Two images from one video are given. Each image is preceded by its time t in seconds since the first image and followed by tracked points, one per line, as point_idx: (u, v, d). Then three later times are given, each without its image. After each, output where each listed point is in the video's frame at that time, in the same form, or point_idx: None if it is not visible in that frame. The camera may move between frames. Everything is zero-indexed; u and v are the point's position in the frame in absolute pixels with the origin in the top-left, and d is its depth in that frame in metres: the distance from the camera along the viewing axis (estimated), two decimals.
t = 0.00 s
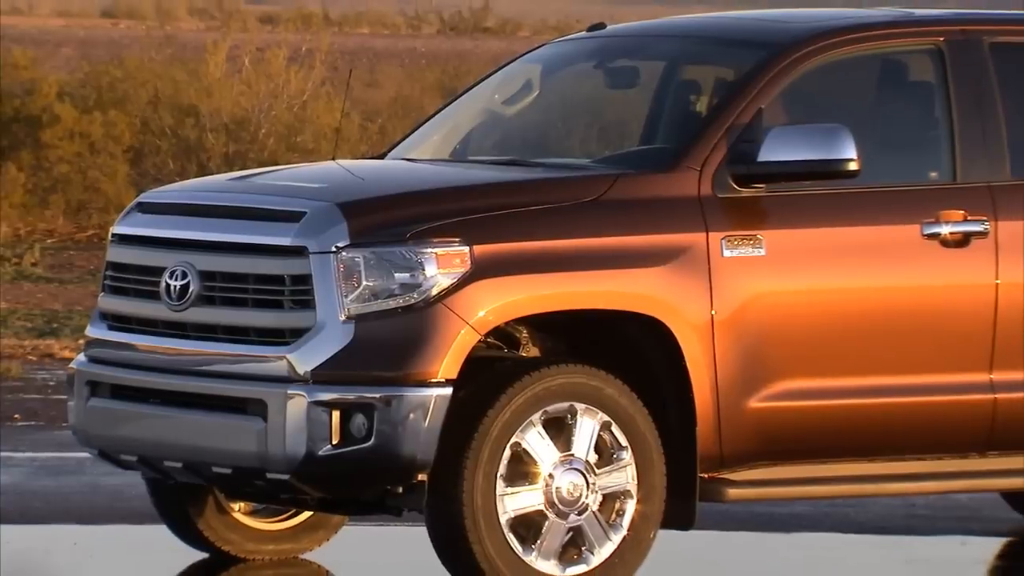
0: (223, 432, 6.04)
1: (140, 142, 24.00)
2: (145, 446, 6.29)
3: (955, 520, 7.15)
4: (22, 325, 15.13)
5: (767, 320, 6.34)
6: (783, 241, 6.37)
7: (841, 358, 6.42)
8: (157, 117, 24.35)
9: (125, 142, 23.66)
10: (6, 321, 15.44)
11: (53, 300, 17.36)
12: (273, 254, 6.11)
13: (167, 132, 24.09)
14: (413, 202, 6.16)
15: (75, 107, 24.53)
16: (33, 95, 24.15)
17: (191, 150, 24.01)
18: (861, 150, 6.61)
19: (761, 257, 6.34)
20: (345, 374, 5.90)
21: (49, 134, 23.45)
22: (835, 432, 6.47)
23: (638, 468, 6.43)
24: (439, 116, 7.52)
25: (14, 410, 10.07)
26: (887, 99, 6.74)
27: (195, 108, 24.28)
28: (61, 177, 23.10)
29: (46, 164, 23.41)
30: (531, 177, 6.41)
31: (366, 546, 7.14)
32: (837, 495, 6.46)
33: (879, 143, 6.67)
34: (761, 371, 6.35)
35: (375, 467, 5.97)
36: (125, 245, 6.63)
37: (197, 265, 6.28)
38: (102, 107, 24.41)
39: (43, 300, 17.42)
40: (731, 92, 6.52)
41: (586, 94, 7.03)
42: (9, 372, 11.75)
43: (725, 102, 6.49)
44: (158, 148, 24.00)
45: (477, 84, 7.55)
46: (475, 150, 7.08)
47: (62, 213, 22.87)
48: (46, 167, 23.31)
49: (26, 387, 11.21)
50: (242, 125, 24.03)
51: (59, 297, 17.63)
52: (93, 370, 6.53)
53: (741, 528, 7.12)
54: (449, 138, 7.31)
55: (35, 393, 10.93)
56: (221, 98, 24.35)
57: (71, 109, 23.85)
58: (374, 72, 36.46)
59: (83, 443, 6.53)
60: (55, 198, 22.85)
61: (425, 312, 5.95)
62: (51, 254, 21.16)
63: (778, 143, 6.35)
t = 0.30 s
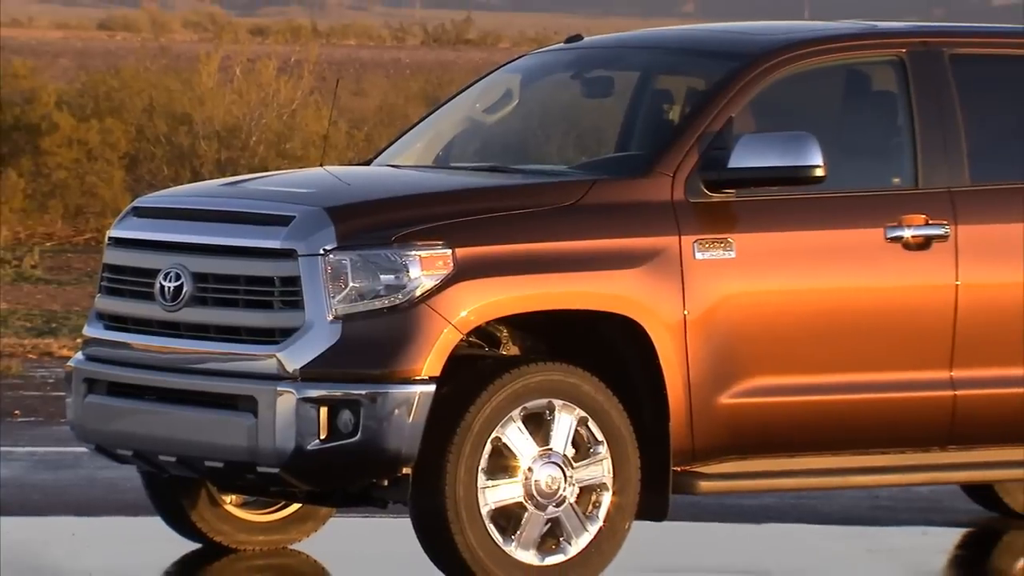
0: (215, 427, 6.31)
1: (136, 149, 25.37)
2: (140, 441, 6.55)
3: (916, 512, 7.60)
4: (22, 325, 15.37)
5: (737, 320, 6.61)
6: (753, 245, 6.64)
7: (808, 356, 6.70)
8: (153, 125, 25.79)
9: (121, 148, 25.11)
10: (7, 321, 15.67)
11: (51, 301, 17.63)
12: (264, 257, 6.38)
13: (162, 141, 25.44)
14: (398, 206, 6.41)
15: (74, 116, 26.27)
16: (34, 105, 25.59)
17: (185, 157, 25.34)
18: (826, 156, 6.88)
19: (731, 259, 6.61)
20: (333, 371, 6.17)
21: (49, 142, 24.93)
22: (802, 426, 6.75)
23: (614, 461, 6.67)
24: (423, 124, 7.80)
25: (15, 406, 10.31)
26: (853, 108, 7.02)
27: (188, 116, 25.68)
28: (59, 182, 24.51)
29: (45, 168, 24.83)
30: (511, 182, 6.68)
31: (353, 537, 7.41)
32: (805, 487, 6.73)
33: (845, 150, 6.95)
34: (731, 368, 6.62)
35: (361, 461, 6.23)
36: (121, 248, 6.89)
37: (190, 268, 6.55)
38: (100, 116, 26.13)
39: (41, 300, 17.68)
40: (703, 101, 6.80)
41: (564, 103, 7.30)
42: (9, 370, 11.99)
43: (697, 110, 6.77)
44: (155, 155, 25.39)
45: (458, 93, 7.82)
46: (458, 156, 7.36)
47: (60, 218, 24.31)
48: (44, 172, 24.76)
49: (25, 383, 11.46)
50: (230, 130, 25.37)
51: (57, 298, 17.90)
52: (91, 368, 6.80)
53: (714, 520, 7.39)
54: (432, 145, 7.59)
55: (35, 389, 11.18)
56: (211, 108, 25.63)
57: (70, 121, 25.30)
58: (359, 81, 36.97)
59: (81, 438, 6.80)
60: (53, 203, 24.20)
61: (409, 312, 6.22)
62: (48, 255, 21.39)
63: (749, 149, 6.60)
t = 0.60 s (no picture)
0: (210, 423, 6.59)
1: (134, 156, 25.55)
2: (138, 436, 6.84)
3: (883, 505, 8.00)
4: (23, 325, 15.62)
5: (710, 321, 6.90)
6: (725, 248, 6.93)
7: (778, 355, 7.00)
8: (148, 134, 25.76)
9: (119, 156, 25.29)
10: (9, 321, 15.93)
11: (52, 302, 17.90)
12: (257, 260, 6.66)
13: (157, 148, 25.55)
14: (385, 212, 6.70)
15: (74, 124, 26.44)
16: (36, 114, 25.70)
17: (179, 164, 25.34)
18: (795, 164, 7.17)
19: (704, 262, 6.89)
20: (323, 370, 6.46)
21: (50, 148, 25.27)
22: (772, 422, 7.04)
23: (592, 456, 6.93)
24: (409, 134, 8.10)
25: (17, 403, 10.57)
26: (820, 118, 7.32)
27: (183, 125, 25.70)
28: (59, 187, 24.79)
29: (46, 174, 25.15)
30: (493, 189, 6.96)
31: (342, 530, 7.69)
32: (774, 481, 7.03)
33: (814, 157, 7.24)
34: (705, 367, 6.91)
35: (350, 456, 6.51)
36: (119, 252, 7.18)
37: (185, 271, 6.84)
38: (99, 125, 26.21)
39: (43, 302, 17.96)
40: (677, 111, 7.09)
41: (544, 113, 7.60)
42: (12, 368, 12.23)
43: (671, 120, 7.06)
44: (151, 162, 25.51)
45: (443, 104, 8.12)
46: (442, 163, 7.65)
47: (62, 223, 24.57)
48: (45, 177, 25.10)
49: (27, 381, 11.71)
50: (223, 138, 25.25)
51: (59, 299, 18.16)
52: (90, 366, 7.09)
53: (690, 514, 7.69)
54: (418, 153, 7.88)
55: (36, 387, 11.42)
56: (207, 115, 25.59)
57: (71, 129, 25.63)
58: (348, 92, 37.31)
59: (81, 434, 7.09)
60: (54, 208, 24.51)
61: (396, 312, 6.50)
62: (50, 259, 21.63)
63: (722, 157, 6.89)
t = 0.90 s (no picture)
0: (208, 420, 6.88)
1: (134, 164, 25.21)
2: (138, 432, 7.13)
3: (854, 498, 8.31)
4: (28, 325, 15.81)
5: (687, 321, 7.18)
6: (702, 252, 7.21)
7: (752, 354, 7.29)
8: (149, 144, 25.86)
9: (120, 164, 24.71)
10: (14, 322, 16.03)
11: (56, 304, 18.16)
12: (252, 263, 6.94)
13: (156, 156, 25.53)
14: (375, 217, 6.98)
15: (78, 132, 25.98)
16: (39, 123, 24.95)
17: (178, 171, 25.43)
18: (768, 170, 7.46)
19: (682, 265, 7.18)
20: (316, 369, 6.74)
21: (53, 156, 24.33)
22: (747, 419, 7.33)
23: (574, 451, 7.22)
24: (399, 143, 8.39)
25: (21, 400, 10.80)
26: (793, 126, 7.61)
27: (182, 134, 25.83)
28: (63, 195, 23.83)
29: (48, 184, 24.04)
30: (479, 194, 7.24)
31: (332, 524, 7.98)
32: (749, 474, 7.32)
33: (788, 163, 7.53)
34: (682, 366, 7.19)
35: (341, 452, 6.80)
36: (119, 255, 7.46)
37: (183, 273, 7.12)
38: (100, 133, 25.94)
39: (47, 303, 18.22)
40: (656, 120, 7.38)
41: (528, 122, 7.89)
42: (17, 368, 12.45)
43: (650, 128, 7.35)
44: (150, 169, 25.35)
45: (431, 112, 8.41)
46: (430, 170, 7.94)
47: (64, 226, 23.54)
48: (49, 185, 24.01)
49: (30, 380, 11.96)
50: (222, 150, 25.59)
51: (62, 301, 18.42)
52: (91, 365, 7.37)
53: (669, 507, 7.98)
54: (406, 160, 8.17)
55: (39, 385, 11.67)
56: (203, 126, 25.86)
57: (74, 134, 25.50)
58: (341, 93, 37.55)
59: (82, 430, 7.38)
60: (58, 214, 23.53)
61: (386, 313, 6.78)
62: (55, 261, 21.88)
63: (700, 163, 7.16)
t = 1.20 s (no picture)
0: (207, 416, 7.19)
1: (136, 170, 25.52)
2: (139, 428, 7.43)
3: (829, 492, 8.62)
4: (33, 325, 16.08)
5: (667, 321, 7.48)
6: (681, 254, 7.51)
7: (730, 353, 7.60)
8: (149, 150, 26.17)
9: (123, 170, 25.18)
10: (19, 322, 16.28)
11: (60, 304, 18.48)
12: (250, 266, 7.24)
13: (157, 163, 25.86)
14: (367, 221, 7.27)
15: (80, 140, 26.27)
16: (45, 131, 25.62)
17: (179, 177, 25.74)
18: (744, 176, 7.77)
19: (662, 267, 7.48)
20: (311, 367, 7.04)
21: (57, 163, 24.78)
22: (724, 415, 7.64)
23: (558, 446, 7.51)
24: (390, 150, 8.70)
25: (27, 397, 11.09)
26: (768, 134, 7.93)
27: (182, 141, 26.41)
28: (67, 201, 24.11)
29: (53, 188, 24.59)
30: (467, 199, 7.54)
31: (326, 516, 8.29)
32: (725, 468, 7.63)
33: (763, 170, 7.84)
34: (662, 364, 7.50)
35: (335, 446, 7.10)
36: (121, 257, 7.76)
37: (182, 275, 7.42)
38: (103, 139, 26.42)
39: (51, 304, 18.53)
40: (636, 128, 7.68)
41: (514, 130, 8.20)
42: (23, 367, 12.71)
43: (631, 137, 7.65)
44: (152, 174, 25.49)
45: (421, 120, 8.71)
46: (420, 177, 8.25)
47: (70, 230, 23.91)
48: (55, 190, 24.32)
49: (37, 377, 12.24)
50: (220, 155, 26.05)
51: (67, 301, 18.72)
52: (95, 364, 7.68)
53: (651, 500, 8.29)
54: (397, 167, 8.47)
55: (45, 382, 11.96)
56: (201, 134, 26.46)
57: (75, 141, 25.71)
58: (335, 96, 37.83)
59: (86, 426, 7.68)
60: (64, 218, 23.77)
61: (377, 313, 7.08)
62: (60, 263, 22.17)
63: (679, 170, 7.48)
